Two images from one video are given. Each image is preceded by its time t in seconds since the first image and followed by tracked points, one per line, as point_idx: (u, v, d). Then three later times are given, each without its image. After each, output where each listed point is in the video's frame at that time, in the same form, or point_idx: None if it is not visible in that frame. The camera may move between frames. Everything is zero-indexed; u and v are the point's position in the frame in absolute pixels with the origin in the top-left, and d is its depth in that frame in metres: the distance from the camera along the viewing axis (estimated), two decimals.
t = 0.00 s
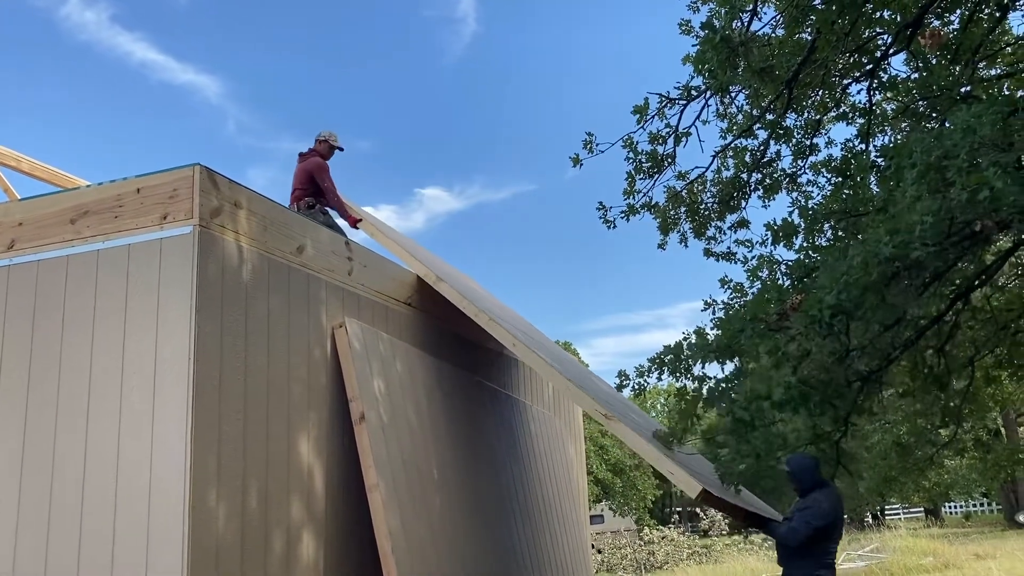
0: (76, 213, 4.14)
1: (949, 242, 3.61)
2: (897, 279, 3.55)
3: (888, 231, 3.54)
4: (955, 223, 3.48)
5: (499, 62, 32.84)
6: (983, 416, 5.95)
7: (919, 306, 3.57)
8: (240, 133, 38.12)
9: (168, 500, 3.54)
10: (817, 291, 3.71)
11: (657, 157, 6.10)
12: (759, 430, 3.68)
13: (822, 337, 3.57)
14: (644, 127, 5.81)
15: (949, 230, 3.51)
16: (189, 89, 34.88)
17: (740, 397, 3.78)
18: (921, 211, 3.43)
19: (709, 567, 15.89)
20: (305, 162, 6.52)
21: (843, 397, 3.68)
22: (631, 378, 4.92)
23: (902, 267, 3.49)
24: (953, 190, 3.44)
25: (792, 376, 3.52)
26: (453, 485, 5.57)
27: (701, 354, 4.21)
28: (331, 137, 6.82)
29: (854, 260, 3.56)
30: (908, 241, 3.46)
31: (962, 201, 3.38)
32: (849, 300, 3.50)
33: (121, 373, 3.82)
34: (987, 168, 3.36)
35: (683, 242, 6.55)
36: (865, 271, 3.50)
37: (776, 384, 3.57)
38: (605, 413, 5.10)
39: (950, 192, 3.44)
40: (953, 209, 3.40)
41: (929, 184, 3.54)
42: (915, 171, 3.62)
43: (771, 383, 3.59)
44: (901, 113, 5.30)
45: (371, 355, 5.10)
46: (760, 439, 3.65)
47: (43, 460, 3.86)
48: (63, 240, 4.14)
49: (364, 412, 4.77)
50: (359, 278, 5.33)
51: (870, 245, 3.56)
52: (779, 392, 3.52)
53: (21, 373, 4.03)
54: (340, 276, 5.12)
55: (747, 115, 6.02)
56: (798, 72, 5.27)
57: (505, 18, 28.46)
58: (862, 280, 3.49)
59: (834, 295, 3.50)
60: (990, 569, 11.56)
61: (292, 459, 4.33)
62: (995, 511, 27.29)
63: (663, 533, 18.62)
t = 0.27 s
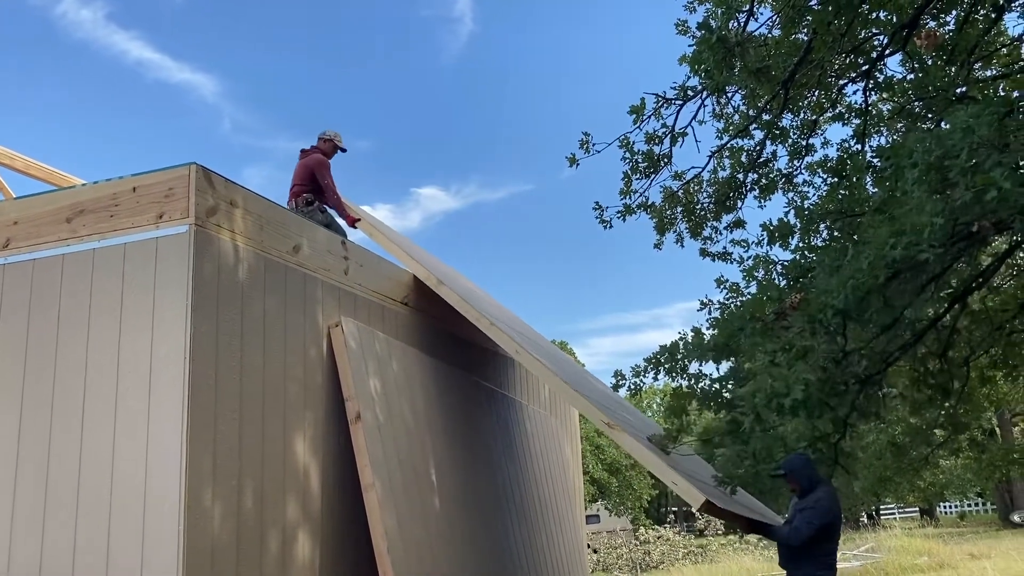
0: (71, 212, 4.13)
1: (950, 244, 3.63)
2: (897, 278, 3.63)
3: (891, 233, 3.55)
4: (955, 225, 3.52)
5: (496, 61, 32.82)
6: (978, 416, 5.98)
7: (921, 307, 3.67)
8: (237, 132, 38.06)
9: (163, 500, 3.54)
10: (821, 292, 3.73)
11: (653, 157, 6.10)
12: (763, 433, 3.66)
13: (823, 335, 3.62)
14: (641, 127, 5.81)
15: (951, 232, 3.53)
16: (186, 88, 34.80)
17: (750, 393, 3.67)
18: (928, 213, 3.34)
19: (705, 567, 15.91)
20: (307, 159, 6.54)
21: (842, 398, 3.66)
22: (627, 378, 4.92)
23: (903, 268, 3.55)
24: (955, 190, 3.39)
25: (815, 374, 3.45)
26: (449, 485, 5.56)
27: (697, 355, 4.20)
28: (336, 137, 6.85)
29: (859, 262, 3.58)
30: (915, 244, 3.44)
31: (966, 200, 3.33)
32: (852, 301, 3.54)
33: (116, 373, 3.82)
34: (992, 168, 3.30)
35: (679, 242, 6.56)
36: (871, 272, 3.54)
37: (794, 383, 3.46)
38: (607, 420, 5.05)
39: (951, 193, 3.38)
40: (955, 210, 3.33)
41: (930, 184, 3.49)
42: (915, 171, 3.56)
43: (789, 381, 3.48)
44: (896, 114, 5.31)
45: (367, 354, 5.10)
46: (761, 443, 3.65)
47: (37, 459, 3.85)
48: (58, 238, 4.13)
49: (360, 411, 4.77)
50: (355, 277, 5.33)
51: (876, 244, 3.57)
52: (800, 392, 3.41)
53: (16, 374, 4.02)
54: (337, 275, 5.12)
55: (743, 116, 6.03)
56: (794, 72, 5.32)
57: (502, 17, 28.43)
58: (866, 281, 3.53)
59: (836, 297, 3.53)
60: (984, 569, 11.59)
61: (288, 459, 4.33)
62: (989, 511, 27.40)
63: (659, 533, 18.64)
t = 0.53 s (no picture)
0: (67, 212, 4.12)
1: (948, 246, 3.60)
2: (892, 279, 3.62)
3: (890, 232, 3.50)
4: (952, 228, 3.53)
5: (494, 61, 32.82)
6: (974, 417, 5.99)
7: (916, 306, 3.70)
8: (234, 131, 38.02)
9: (160, 501, 3.53)
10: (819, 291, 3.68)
11: (651, 158, 6.11)
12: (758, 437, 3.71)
13: (821, 337, 3.59)
14: (638, 128, 5.82)
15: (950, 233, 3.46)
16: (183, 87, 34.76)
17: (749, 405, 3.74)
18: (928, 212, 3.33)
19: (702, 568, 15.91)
20: (312, 156, 6.55)
21: (835, 395, 3.67)
22: (624, 379, 4.92)
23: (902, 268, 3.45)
24: (953, 191, 3.37)
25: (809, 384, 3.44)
26: (446, 486, 5.56)
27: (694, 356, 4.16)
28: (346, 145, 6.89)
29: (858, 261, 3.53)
30: (914, 242, 3.39)
31: (962, 203, 3.29)
32: (850, 303, 3.47)
33: (113, 373, 3.82)
34: (990, 169, 3.29)
35: (676, 242, 6.56)
36: (869, 271, 3.46)
37: (789, 393, 3.50)
38: (607, 426, 5.04)
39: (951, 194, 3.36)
40: (956, 209, 3.30)
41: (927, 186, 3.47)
42: (913, 172, 3.57)
43: (783, 392, 3.52)
44: (893, 116, 5.33)
45: (364, 354, 5.10)
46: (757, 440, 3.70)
47: (33, 459, 3.85)
48: (55, 238, 4.13)
49: (357, 411, 4.76)
50: (353, 277, 5.33)
51: (876, 242, 3.54)
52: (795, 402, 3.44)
53: (12, 374, 4.01)
54: (334, 275, 5.12)
55: (741, 116, 6.03)
56: (791, 73, 5.30)
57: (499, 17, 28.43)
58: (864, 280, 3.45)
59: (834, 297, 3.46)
60: (980, 570, 11.61)
61: (285, 459, 4.33)
62: (985, 511, 27.47)
63: (656, 534, 18.62)
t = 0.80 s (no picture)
0: (66, 212, 4.12)
1: (941, 247, 3.60)
2: (883, 282, 3.58)
3: (877, 239, 3.53)
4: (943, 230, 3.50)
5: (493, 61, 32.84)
6: (972, 418, 6.00)
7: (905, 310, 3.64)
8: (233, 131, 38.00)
9: (158, 501, 3.53)
10: (807, 294, 3.77)
11: (649, 159, 6.11)
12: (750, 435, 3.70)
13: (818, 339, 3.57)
14: (636, 128, 5.83)
15: (937, 235, 3.48)
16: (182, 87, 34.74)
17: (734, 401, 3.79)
18: (907, 220, 3.38)
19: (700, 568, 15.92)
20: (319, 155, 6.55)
21: (832, 396, 3.67)
22: (622, 380, 4.92)
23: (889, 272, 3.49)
24: (942, 195, 3.41)
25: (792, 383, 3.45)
26: (444, 487, 5.57)
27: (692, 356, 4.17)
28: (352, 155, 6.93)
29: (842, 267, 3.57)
30: (898, 247, 3.39)
31: (951, 205, 3.34)
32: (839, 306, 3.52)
33: (111, 372, 3.81)
34: (976, 174, 3.34)
35: (674, 243, 6.57)
36: (855, 276, 3.52)
37: (771, 393, 3.51)
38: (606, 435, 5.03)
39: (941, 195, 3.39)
40: (941, 213, 3.34)
41: (919, 188, 3.48)
42: (906, 174, 3.54)
43: (766, 392, 3.53)
44: (892, 116, 5.34)
45: (363, 354, 5.10)
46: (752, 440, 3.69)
47: (32, 459, 3.84)
48: (53, 238, 4.12)
49: (355, 411, 4.76)
50: (351, 278, 5.34)
51: (861, 250, 3.57)
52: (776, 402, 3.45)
53: (11, 374, 4.00)
54: (332, 276, 5.12)
55: (739, 117, 6.04)
56: (788, 75, 5.31)
57: (499, 17, 28.43)
58: (852, 284, 3.52)
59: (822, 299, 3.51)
60: (978, 571, 11.61)
61: (283, 459, 4.33)
62: (983, 512, 27.52)
63: (654, 534, 18.62)
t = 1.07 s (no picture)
0: (66, 212, 4.12)
1: (942, 248, 3.57)
2: (886, 284, 3.57)
3: (880, 238, 3.52)
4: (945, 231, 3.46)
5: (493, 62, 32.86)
6: (972, 419, 6.00)
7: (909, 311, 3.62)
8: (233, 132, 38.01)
9: (158, 502, 3.53)
10: (810, 295, 3.67)
11: (650, 160, 6.12)
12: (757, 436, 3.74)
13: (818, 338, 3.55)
14: (636, 129, 5.83)
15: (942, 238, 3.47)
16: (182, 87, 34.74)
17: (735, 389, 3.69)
18: (915, 219, 3.41)
19: (700, 570, 15.92)
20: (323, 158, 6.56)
21: (835, 400, 3.68)
22: (622, 381, 4.93)
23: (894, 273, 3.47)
24: (945, 197, 3.41)
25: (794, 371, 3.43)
26: (444, 487, 5.57)
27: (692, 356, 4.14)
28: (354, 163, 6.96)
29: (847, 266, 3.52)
30: (902, 248, 3.41)
31: (955, 208, 3.34)
32: (843, 307, 3.50)
33: (111, 373, 3.81)
34: (979, 176, 3.33)
35: (674, 244, 6.57)
36: (859, 277, 3.46)
37: (772, 377, 3.46)
38: (608, 430, 5.02)
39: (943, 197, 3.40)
40: (947, 215, 3.33)
41: (920, 190, 3.49)
42: (907, 176, 3.57)
43: (767, 376, 3.48)
44: (892, 118, 5.35)
45: (363, 355, 5.10)
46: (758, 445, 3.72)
47: (32, 459, 3.84)
48: (53, 238, 4.12)
49: (355, 412, 4.76)
50: (351, 278, 5.34)
51: (865, 250, 3.52)
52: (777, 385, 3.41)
53: (11, 373, 4.01)
54: (332, 276, 5.12)
55: (739, 119, 6.05)
56: (788, 76, 5.32)
57: (499, 18, 28.42)
58: (855, 285, 3.46)
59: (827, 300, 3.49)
60: (977, 572, 11.62)
61: (283, 459, 4.33)
62: (982, 514, 27.52)
63: (654, 536, 18.61)
